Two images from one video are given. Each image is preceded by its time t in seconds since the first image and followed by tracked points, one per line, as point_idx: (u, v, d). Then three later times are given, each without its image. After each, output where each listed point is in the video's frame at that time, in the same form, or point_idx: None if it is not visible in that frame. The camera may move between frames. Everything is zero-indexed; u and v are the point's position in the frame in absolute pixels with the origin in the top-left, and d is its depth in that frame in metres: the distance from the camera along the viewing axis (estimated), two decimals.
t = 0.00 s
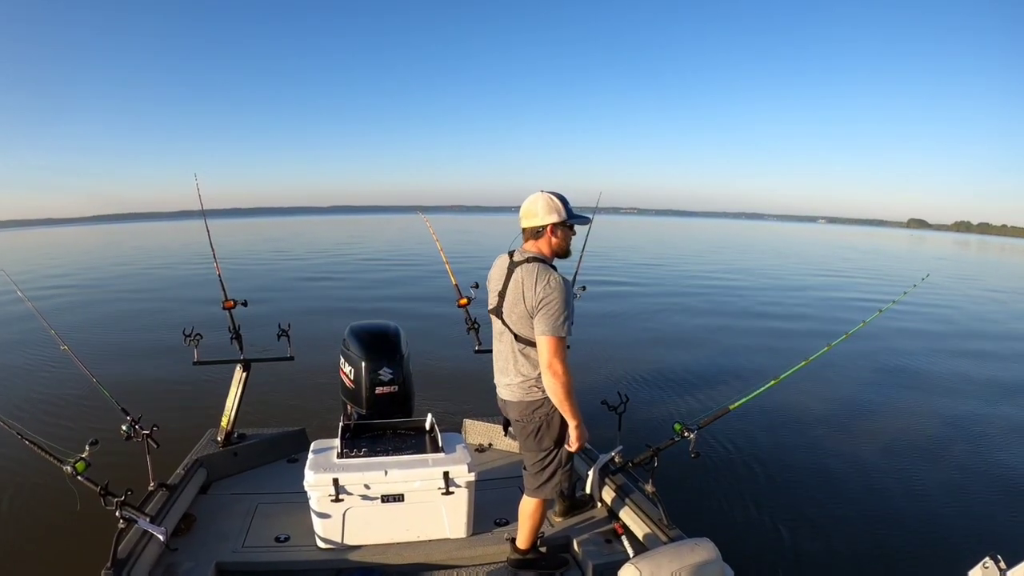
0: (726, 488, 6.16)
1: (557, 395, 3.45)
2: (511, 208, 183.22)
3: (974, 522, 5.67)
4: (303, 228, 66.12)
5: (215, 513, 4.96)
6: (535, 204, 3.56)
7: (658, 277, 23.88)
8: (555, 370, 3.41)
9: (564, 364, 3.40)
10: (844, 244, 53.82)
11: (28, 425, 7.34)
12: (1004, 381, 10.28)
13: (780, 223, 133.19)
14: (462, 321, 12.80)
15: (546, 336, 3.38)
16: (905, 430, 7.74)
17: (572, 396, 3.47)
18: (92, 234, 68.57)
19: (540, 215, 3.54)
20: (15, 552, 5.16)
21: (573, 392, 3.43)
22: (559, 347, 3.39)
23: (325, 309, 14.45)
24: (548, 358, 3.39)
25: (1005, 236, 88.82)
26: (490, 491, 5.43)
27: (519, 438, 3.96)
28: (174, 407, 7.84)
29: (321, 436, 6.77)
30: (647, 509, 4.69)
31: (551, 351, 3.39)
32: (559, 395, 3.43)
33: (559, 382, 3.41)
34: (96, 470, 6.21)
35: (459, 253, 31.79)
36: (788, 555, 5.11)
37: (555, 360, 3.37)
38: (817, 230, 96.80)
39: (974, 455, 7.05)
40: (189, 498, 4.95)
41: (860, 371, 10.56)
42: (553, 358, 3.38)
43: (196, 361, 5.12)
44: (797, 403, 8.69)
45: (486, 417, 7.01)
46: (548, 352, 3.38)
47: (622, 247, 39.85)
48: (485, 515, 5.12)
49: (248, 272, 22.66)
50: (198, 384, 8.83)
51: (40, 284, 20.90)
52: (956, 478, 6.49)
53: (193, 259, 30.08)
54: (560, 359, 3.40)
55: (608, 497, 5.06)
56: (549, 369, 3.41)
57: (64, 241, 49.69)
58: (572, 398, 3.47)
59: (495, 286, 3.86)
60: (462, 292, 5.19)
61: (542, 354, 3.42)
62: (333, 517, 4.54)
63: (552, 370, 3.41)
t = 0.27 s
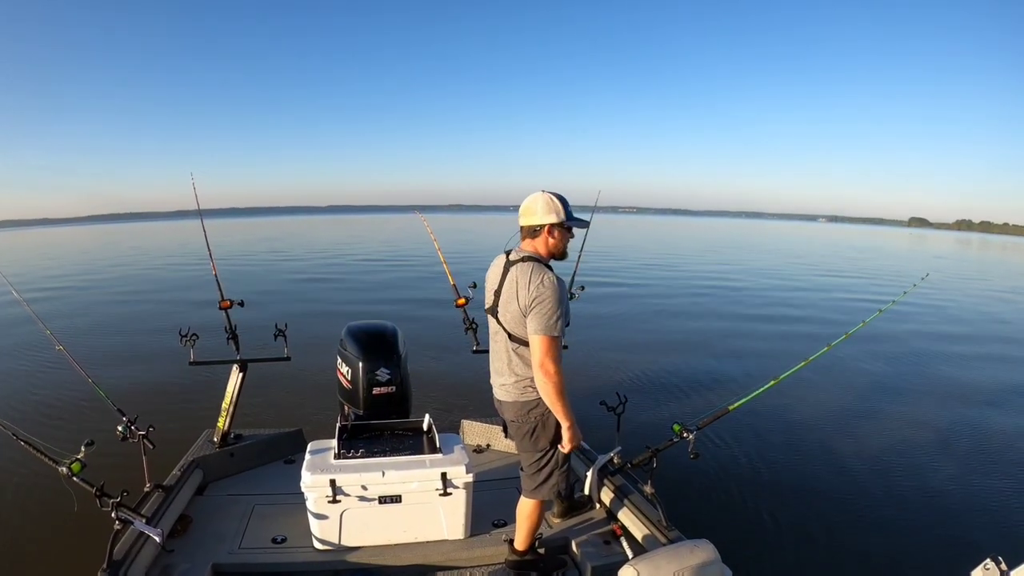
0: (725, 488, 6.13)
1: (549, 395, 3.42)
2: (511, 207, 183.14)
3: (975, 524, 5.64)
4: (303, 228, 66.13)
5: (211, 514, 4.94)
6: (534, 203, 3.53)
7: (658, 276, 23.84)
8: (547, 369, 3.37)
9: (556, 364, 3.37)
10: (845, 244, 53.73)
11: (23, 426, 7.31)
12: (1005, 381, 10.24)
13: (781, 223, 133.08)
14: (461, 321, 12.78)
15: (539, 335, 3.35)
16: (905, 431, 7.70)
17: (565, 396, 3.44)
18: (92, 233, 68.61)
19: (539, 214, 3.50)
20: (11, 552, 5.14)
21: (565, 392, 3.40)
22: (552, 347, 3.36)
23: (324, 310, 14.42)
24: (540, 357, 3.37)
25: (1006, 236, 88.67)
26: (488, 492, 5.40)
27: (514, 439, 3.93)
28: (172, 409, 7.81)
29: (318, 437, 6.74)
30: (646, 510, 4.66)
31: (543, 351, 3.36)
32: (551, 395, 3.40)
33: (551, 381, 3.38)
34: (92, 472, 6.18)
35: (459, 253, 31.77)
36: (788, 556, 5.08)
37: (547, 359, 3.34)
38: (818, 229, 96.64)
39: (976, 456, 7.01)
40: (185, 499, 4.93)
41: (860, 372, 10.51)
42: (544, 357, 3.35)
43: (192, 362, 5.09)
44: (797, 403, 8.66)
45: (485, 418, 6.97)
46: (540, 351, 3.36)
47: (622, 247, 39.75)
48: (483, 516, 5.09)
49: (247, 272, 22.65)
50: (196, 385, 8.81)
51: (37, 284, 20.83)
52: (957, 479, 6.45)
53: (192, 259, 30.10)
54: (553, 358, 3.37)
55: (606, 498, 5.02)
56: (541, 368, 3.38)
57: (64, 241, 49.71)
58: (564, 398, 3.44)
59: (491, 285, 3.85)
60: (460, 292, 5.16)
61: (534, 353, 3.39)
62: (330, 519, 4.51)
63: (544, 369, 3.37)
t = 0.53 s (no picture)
0: (725, 489, 6.10)
1: (545, 394, 3.39)
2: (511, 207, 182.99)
3: (976, 524, 5.61)
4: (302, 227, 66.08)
5: (208, 515, 4.91)
6: (534, 202, 3.50)
7: (657, 276, 23.81)
8: (543, 368, 3.34)
9: (552, 363, 3.34)
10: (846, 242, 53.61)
11: (19, 428, 7.27)
12: (1006, 381, 10.21)
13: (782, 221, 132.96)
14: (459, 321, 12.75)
15: (534, 333, 3.32)
16: (906, 431, 7.67)
17: (561, 396, 3.41)
18: (92, 233, 68.62)
19: (539, 213, 3.47)
20: (7, 553, 5.11)
21: (561, 391, 3.37)
22: (548, 346, 3.33)
23: (322, 310, 14.39)
24: (536, 356, 3.33)
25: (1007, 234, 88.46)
26: (487, 493, 5.37)
27: (512, 439, 3.90)
28: (168, 410, 7.79)
29: (315, 438, 6.71)
30: (645, 512, 4.63)
31: (539, 349, 3.33)
32: (548, 394, 3.37)
33: (546, 380, 3.35)
34: (88, 473, 6.15)
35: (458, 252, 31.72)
36: (789, 558, 5.04)
37: (543, 358, 3.31)
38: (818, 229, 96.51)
39: (977, 456, 6.98)
40: (182, 500, 4.90)
41: (861, 372, 10.46)
42: (540, 355, 3.32)
43: (189, 362, 5.06)
44: (797, 403, 8.62)
45: (483, 419, 6.94)
46: (536, 350, 3.33)
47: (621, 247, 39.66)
48: (482, 517, 5.06)
49: (246, 272, 22.62)
50: (193, 385, 8.78)
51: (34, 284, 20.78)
52: (958, 479, 6.42)
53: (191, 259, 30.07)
54: (549, 358, 3.33)
55: (605, 499, 4.99)
56: (537, 367, 3.34)
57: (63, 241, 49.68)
58: (561, 397, 3.41)
59: (489, 284, 3.81)
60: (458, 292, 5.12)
61: (530, 352, 3.36)
62: (327, 520, 4.48)
63: (540, 369, 3.34)
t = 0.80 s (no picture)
0: (725, 490, 6.07)
1: (545, 396, 3.36)
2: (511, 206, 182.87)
3: (978, 525, 5.59)
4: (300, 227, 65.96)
5: (204, 516, 4.88)
6: (534, 201, 3.46)
7: (656, 276, 23.77)
8: (543, 370, 3.31)
9: (553, 364, 3.31)
10: (846, 242, 53.55)
11: (14, 429, 7.24)
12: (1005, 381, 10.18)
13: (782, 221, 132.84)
14: (457, 321, 12.71)
15: (534, 334, 3.28)
16: (907, 432, 7.63)
17: (561, 397, 3.38)
18: (90, 233, 68.47)
19: (538, 213, 3.44)
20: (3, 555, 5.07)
21: (562, 392, 3.34)
22: (548, 346, 3.30)
23: (319, 310, 14.35)
24: (537, 357, 3.30)
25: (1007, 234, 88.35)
26: (485, 494, 5.34)
27: (511, 439, 3.87)
28: (165, 411, 7.76)
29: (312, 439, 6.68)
30: (644, 513, 4.60)
31: (539, 350, 3.30)
32: (548, 396, 3.33)
33: (547, 381, 3.32)
34: (84, 474, 6.12)
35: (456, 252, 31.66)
36: (789, 560, 5.01)
37: (543, 359, 3.28)
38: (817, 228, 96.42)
39: (977, 457, 6.96)
40: (178, 501, 4.87)
41: (860, 372, 10.42)
42: (541, 356, 3.29)
43: (185, 362, 5.03)
44: (797, 404, 8.59)
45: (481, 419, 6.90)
46: (537, 351, 3.29)
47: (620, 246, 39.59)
48: (480, 518, 5.03)
49: (243, 272, 22.55)
50: (190, 386, 8.75)
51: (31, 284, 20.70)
52: (959, 480, 6.40)
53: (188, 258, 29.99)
54: (549, 358, 3.30)
55: (604, 500, 4.96)
56: (537, 368, 3.31)
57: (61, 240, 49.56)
58: (561, 398, 3.38)
59: (488, 284, 3.78)
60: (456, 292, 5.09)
61: (530, 353, 3.32)
62: (324, 521, 4.46)
63: (540, 370, 3.31)
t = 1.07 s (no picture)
0: (724, 492, 6.03)
1: (544, 397, 3.33)
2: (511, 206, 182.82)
3: (979, 526, 5.56)
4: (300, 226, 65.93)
5: (200, 517, 4.85)
6: (534, 201, 3.42)
7: (656, 276, 23.74)
8: (541, 371, 3.28)
9: (551, 365, 3.28)
10: (846, 241, 53.47)
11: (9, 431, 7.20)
12: (1006, 380, 10.15)
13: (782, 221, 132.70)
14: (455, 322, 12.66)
15: (533, 335, 3.25)
16: (908, 433, 7.59)
17: (559, 398, 3.35)
18: (86, 233, 68.28)
19: (538, 213, 3.41)
20: None
21: (561, 394, 3.31)
22: (546, 348, 3.27)
23: (318, 310, 14.31)
24: (535, 358, 3.27)
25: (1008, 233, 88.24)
26: (482, 495, 5.31)
27: (510, 441, 3.83)
28: (162, 413, 7.73)
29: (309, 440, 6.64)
30: (643, 514, 4.57)
31: (538, 351, 3.26)
32: (547, 397, 3.30)
33: (545, 383, 3.29)
34: (79, 475, 6.09)
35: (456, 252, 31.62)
36: (789, 562, 4.98)
37: (541, 361, 3.25)
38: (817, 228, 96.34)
39: (978, 457, 6.92)
40: (174, 502, 4.84)
41: (860, 372, 10.38)
42: (539, 358, 3.25)
43: (181, 363, 5.00)
44: (797, 404, 8.56)
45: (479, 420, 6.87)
46: (535, 352, 3.26)
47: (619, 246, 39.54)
48: (477, 520, 5.00)
49: (242, 272, 22.51)
50: (187, 388, 8.72)
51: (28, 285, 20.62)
52: (960, 480, 6.37)
53: (188, 259, 29.96)
54: (548, 360, 3.27)
55: (603, 502, 4.92)
56: (536, 369, 3.28)
57: (60, 241, 49.53)
58: (560, 399, 3.35)
59: (487, 284, 3.75)
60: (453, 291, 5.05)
61: (529, 354, 3.29)
62: (321, 523, 4.43)
63: (539, 371, 3.28)
